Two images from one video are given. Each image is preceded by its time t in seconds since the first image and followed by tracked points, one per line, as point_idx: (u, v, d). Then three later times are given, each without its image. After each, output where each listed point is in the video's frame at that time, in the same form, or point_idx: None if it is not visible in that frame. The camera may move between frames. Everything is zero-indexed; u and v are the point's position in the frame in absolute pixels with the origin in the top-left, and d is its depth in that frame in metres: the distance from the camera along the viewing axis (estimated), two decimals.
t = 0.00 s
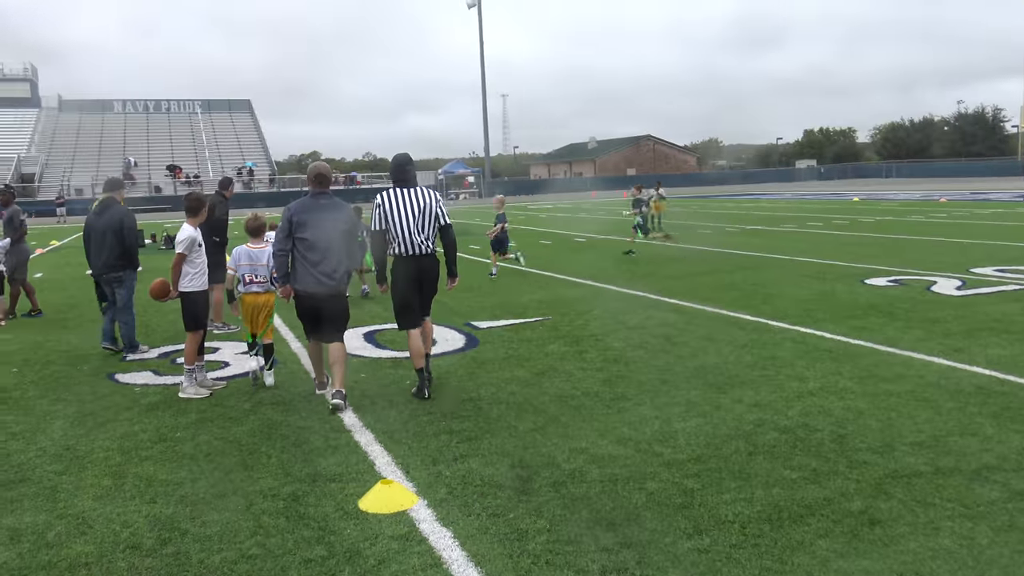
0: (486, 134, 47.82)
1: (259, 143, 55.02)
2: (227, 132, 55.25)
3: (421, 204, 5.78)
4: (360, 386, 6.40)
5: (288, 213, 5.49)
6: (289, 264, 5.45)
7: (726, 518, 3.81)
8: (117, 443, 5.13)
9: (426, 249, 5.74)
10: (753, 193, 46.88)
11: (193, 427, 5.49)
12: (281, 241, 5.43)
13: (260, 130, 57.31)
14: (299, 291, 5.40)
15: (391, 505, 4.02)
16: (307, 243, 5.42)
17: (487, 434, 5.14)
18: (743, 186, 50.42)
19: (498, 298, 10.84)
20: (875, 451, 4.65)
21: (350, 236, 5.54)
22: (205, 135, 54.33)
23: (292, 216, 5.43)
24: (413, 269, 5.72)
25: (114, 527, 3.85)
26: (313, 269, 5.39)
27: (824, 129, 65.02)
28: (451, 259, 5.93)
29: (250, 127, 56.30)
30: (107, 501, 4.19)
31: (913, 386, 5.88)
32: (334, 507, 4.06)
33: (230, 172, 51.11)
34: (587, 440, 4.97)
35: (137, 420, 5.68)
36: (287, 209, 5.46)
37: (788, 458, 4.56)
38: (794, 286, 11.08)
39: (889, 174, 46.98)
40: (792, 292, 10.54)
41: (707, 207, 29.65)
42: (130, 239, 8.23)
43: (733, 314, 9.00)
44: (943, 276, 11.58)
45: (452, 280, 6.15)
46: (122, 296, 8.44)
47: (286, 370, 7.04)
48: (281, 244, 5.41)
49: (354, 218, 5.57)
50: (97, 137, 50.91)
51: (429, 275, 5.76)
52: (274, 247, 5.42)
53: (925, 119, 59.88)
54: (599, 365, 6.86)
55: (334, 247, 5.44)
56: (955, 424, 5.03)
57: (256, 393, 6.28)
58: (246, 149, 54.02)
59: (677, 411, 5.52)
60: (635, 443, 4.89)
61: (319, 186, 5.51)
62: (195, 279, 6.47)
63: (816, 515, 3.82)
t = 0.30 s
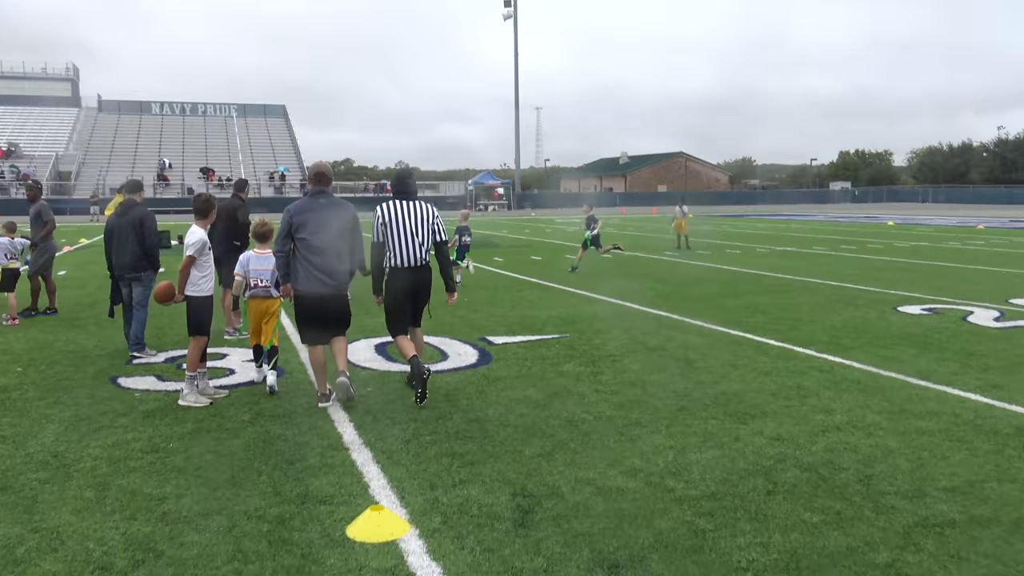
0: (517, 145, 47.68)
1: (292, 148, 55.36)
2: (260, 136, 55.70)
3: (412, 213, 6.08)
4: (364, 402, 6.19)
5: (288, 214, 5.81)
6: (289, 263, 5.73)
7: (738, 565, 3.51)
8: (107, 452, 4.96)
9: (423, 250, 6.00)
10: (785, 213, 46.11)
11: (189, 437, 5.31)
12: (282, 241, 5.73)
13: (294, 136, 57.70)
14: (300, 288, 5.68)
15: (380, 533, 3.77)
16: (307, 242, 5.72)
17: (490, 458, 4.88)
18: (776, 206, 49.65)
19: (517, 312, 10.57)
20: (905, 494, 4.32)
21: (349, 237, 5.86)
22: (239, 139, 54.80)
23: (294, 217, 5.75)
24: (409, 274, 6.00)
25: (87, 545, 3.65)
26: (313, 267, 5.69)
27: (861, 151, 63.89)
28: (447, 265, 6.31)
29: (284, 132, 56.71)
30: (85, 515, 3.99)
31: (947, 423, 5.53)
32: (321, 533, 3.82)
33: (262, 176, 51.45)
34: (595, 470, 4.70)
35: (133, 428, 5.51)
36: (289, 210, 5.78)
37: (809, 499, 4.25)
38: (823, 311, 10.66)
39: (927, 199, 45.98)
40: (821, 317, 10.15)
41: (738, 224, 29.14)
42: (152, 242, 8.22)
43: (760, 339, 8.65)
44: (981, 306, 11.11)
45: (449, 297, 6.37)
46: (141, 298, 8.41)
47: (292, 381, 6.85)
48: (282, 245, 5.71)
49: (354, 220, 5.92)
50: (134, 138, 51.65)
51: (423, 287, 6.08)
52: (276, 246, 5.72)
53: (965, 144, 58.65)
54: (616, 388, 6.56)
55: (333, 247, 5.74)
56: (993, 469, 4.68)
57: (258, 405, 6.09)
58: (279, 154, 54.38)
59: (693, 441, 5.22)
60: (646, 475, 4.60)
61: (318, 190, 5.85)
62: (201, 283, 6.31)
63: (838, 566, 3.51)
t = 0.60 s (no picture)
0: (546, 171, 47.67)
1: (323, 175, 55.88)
2: (292, 162, 56.33)
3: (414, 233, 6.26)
4: (375, 438, 5.96)
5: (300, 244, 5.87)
6: (299, 293, 5.81)
7: None
8: (105, 490, 4.78)
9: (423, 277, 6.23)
10: (817, 241, 45.39)
11: (192, 475, 5.12)
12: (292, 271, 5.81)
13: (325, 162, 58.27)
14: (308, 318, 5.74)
15: None
16: (316, 272, 5.76)
17: (503, 502, 4.62)
18: (809, 232, 48.92)
19: (541, 342, 10.31)
20: (949, 549, 3.98)
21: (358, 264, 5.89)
22: (272, 165, 55.47)
23: (302, 248, 5.80)
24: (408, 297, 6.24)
25: None
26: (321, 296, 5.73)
27: (896, 178, 62.88)
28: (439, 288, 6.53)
29: (316, 158, 57.31)
30: (72, 561, 3.80)
31: (993, 467, 5.15)
32: None
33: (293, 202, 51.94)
34: (612, 516, 4.41)
35: (135, 463, 5.34)
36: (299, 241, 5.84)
37: (843, 554, 3.92)
38: (859, 343, 10.26)
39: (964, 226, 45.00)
40: (856, 350, 9.75)
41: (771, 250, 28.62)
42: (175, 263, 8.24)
43: (791, 372, 8.30)
44: None
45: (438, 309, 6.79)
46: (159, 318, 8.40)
47: (304, 414, 6.66)
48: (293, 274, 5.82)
49: (362, 249, 5.91)
50: (169, 164, 52.55)
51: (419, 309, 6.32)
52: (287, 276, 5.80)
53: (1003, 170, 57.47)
54: (639, 425, 6.27)
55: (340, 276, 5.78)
56: None
57: (265, 440, 5.89)
58: (310, 180, 54.90)
59: (718, 484, 4.91)
60: (667, 523, 4.31)
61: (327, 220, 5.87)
62: (213, 313, 6.16)
63: None
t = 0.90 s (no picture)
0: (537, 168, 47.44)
1: (314, 171, 55.50)
2: (282, 159, 55.92)
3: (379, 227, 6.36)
4: (353, 442, 5.71)
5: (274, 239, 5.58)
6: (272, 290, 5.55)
7: None
8: (63, 500, 4.53)
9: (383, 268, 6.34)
10: (809, 238, 45.32)
11: (157, 482, 4.86)
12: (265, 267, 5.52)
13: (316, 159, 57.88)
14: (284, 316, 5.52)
15: None
16: (292, 269, 5.51)
17: (483, 510, 4.38)
18: (800, 230, 48.86)
19: (529, 341, 10.06)
20: (955, 560, 3.76)
21: (337, 261, 5.65)
22: (261, 162, 55.05)
23: (277, 243, 5.53)
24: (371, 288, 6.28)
25: None
26: (298, 294, 5.50)
27: (887, 175, 62.91)
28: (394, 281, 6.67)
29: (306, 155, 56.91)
30: None
31: (996, 472, 4.93)
32: None
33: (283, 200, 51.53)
34: (599, 526, 4.16)
35: (98, 470, 5.08)
36: (272, 236, 5.55)
37: (843, 567, 3.70)
38: (853, 342, 10.05)
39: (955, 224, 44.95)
40: (850, 349, 9.53)
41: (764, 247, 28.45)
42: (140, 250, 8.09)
43: (785, 372, 8.07)
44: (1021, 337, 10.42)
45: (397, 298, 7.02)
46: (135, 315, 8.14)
47: (280, 417, 6.39)
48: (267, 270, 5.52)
49: (339, 244, 5.68)
50: (157, 160, 52.09)
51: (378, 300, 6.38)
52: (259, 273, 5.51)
53: (994, 168, 57.52)
54: (628, 428, 6.04)
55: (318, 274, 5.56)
56: None
57: (237, 444, 5.63)
58: (300, 176, 54.50)
59: (711, 490, 4.69)
60: (656, 533, 4.07)
61: (303, 215, 5.61)
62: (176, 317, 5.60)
63: None
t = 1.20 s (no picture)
0: (512, 168, 47.25)
1: (287, 180, 54.92)
2: (254, 168, 55.29)
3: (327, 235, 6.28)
4: (324, 462, 5.42)
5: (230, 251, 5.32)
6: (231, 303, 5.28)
7: None
8: (8, 540, 4.22)
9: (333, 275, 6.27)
10: (785, 230, 45.48)
11: (112, 516, 4.56)
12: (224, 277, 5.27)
13: (289, 167, 57.30)
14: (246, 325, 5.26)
15: None
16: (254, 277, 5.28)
17: (461, 533, 4.12)
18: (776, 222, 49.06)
19: (508, 346, 9.81)
20: (959, 568, 3.57)
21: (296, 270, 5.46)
22: (233, 172, 54.38)
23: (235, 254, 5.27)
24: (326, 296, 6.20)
25: None
26: (260, 303, 5.26)
27: (860, 165, 63.40)
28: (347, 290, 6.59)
29: (279, 164, 56.32)
30: None
31: (993, 468, 4.76)
32: None
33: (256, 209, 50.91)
34: (584, 546, 3.92)
35: (50, 504, 4.77)
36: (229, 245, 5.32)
37: None
38: (836, 334, 9.90)
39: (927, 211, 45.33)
40: (833, 342, 9.39)
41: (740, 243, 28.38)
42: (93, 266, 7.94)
43: (770, 369, 7.89)
44: (1002, 323, 10.34)
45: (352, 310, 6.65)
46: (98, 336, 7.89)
47: (248, 437, 6.10)
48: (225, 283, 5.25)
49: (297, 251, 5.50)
50: (126, 174, 51.27)
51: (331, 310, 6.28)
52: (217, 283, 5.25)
53: (963, 155, 58.15)
54: (612, 435, 5.81)
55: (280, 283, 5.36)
56: None
57: (199, 470, 5.33)
58: (273, 185, 53.91)
59: (700, 500, 4.46)
60: (643, 551, 3.85)
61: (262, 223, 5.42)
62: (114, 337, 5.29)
63: None
